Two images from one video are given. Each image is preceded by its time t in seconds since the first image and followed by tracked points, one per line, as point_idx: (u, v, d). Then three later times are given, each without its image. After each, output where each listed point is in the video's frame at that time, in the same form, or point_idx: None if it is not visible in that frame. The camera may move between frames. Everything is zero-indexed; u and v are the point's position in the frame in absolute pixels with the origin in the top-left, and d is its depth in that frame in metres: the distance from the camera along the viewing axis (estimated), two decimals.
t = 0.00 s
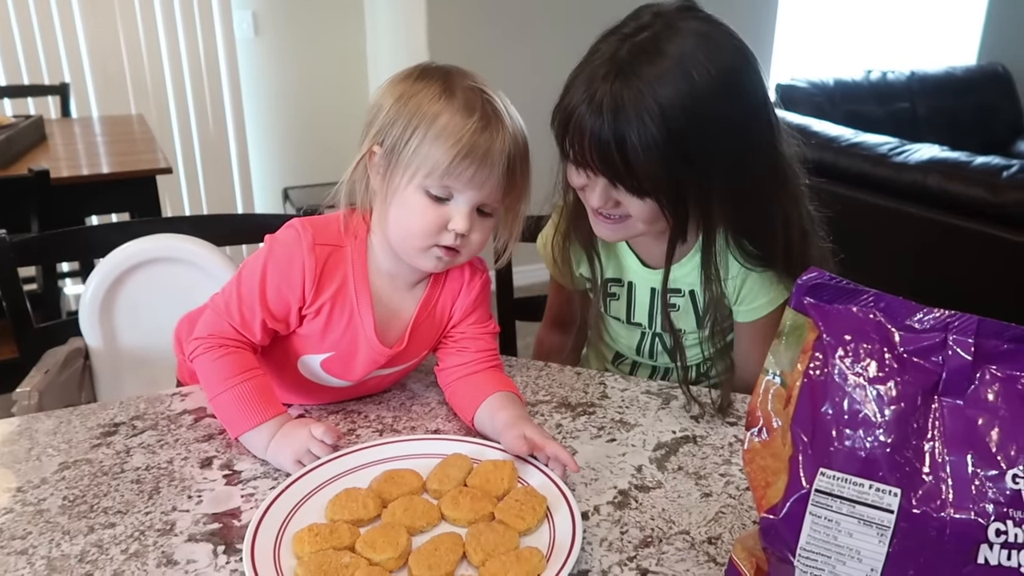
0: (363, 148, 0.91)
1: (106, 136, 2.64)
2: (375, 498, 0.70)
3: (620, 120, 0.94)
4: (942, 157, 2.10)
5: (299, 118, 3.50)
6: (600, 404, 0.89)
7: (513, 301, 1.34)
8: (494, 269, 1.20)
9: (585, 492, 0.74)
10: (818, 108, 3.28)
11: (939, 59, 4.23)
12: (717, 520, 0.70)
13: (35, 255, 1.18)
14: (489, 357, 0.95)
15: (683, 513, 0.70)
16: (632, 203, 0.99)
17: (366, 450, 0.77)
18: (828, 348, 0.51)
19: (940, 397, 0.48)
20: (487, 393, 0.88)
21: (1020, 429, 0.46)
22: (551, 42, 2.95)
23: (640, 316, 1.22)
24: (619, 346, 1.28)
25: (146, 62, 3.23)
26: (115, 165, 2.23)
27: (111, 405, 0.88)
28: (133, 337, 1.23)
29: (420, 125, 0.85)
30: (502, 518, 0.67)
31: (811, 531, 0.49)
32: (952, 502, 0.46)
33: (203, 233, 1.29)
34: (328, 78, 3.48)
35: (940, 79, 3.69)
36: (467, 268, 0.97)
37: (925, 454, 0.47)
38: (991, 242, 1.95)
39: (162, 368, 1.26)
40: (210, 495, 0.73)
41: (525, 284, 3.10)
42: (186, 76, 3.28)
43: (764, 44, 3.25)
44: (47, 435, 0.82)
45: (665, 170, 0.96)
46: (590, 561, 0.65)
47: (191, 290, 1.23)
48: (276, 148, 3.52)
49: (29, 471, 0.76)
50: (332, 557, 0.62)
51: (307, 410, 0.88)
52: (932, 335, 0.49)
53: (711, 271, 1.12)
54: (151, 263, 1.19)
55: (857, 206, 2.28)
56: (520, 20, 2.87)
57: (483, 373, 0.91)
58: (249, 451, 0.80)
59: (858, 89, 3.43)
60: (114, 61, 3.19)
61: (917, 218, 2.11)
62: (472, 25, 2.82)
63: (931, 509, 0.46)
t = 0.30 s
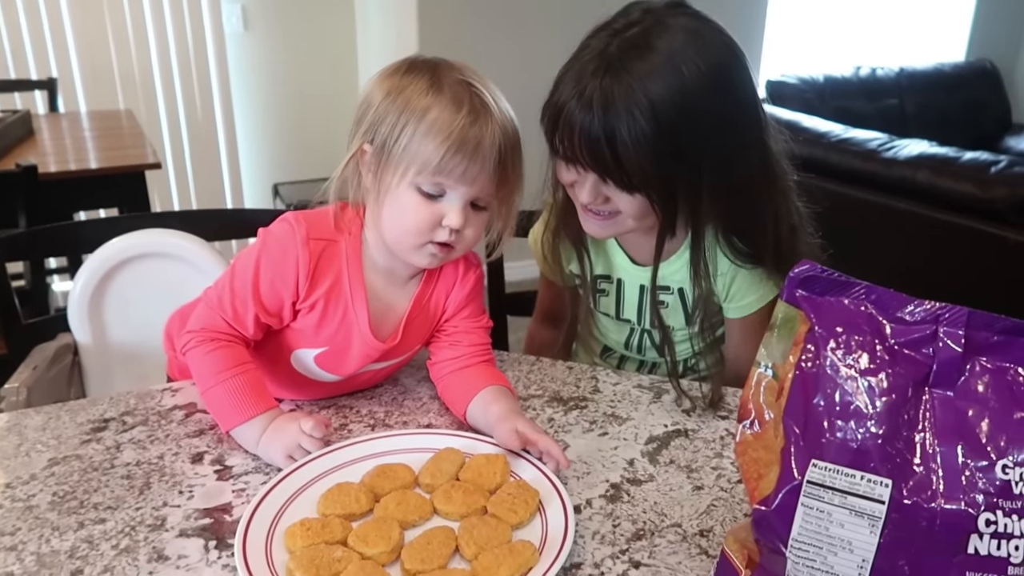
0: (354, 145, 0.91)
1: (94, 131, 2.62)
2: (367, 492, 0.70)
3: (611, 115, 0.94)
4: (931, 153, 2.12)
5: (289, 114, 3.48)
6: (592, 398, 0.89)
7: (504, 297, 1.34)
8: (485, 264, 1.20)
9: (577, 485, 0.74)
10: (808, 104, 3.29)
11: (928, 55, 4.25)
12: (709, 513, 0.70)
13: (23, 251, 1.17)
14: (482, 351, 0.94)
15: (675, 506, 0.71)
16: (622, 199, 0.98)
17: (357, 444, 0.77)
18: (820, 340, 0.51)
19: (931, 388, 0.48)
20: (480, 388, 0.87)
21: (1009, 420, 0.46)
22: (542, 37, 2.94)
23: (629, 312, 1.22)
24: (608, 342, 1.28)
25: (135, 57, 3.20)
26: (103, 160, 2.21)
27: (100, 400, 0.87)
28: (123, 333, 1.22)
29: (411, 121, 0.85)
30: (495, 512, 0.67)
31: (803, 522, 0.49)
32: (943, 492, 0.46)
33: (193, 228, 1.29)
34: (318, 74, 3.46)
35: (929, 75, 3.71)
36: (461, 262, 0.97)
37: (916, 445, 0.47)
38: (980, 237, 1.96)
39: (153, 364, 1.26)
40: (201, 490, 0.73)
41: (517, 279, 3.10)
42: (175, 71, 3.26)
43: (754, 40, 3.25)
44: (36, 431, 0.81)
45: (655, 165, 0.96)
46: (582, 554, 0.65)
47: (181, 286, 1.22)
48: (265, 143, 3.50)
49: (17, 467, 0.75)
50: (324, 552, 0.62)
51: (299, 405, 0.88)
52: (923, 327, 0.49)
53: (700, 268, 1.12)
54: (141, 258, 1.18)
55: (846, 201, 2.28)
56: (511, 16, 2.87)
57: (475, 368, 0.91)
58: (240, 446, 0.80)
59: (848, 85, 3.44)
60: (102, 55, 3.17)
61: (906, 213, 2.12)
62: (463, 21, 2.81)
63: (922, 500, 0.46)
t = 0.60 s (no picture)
0: (346, 124, 0.89)
1: (77, 115, 2.58)
2: (360, 474, 0.69)
3: (608, 81, 0.93)
4: (920, 137, 2.12)
5: (275, 99, 3.44)
6: (585, 379, 0.89)
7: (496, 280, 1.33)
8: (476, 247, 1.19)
9: (571, 466, 0.73)
10: (797, 90, 3.29)
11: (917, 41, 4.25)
12: (704, 493, 0.69)
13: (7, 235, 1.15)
14: (475, 333, 0.94)
15: (670, 486, 0.70)
16: (614, 168, 0.97)
17: (349, 426, 0.76)
18: (819, 316, 0.51)
19: (929, 364, 0.48)
20: (474, 369, 0.87)
21: (1008, 395, 0.46)
22: (531, 21, 2.92)
23: (614, 298, 1.21)
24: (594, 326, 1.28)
25: (118, 40, 3.16)
26: (87, 144, 2.18)
27: (87, 384, 0.86)
28: (111, 317, 1.20)
29: (407, 101, 0.83)
30: (489, 492, 0.67)
31: (802, 498, 0.49)
32: (942, 468, 0.46)
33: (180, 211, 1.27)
34: (305, 59, 3.41)
35: (918, 60, 3.71)
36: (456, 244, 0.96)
37: (914, 421, 0.47)
38: (970, 221, 1.98)
39: (141, 349, 1.24)
40: (191, 472, 0.72)
41: (507, 265, 3.09)
42: (160, 54, 3.21)
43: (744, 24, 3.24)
44: (22, 415, 0.80)
45: (651, 132, 0.95)
46: (577, 534, 0.65)
47: (169, 269, 1.21)
48: (252, 128, 3.46)
49: (2, 451, 0.74)
50: (317, 533, 0.61)
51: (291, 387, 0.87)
52: (922, 303, 0.49)
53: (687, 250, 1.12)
54: (127, 241, 1.17)
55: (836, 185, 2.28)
56: None
57: (469, 349, 0.90)
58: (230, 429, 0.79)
59: (837, 70, 3.44)
60: (85, 38, 3.12)
61: (896, 197, 2.13)
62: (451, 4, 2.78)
63: (921, 476, 0.46)
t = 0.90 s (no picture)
0: (331, 138, 0.87)
1: (74, 106, 2.57)
2: (364, 465, 0.69)
3: (642, 31, 1.00)
4: (920, 129, 2.12)
5: (274, 89, 3.43)
6: (588, 369, 0.89)
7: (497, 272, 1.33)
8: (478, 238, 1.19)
9: (575, 457, 0.74)
10: (796, 81, 3.28)
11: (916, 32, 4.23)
12: (706, 484, 0.70)
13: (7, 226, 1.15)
14: (473, 325, 0.94)
15: (673, 477, 0.71)
16: (645, 120, 1.05)
17: (352, 417, 0.76)
18: (824, 308, 0.51)
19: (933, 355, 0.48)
20: (474, 359, 0.87)
21: (1012, 386, 0.46)
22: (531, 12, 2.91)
23: (622, 286, 1.21)
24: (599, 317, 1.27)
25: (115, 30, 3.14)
26: (85, 135, 2.17)
27: (89, 375, 0.86)
28: (112, 309, 1.20)
29: (398, 111, 0.82)
30: (493, 483, 0.67)
31: (807, 489, 0.49)
32: (946, 459, 0.46)
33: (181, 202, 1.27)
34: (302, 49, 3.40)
35: (917, 52, 3.70)
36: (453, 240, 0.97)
37: (919, 412, 0.47)
38: (969, 211, 1.97)
39: (142, 341, 1.24)
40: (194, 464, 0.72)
41: (507, 257, 3.09)
42: (157, 44, 3.19)
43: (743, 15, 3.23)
44: (24, 407, 0.80)
45: (681, 77, 1.03)
46: (581, 525, 0.65)
47: (169, 261, 1.21)
48: (250, 119, 3.45)
49: (6, 443, 0.74)
50: (322, 524, 0.62)
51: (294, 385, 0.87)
52: (925, 295, 0.49)
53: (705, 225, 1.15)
54: (127, 232, 1.17)
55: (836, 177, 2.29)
56: None
57: (469, 340, 0.91)
58: (232, 421, 0.79)
59: (836, 62, 3.44)
60: (82, 28, 3.11)
61: (895, 189, 2.13)
62: None
63: (925, 467, 0.46)
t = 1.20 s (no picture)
0: (293, 202, 0.80)
1: (82, 95, 2.57)
2: (373, 454, 0.70)
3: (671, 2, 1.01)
4: (929, 120, 2.11)
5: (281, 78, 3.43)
6: (596, 360, 0.90)
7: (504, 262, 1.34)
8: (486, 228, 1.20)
9: (582, 447, 0.74)
10: (804, 71, 3.27)
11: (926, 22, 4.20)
12: (713, 474, 0.70)
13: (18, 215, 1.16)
14: (484, 313, 0.94)
15: (680, 467, 0.71)
16: (677, 87, 1.07)
17: (362, 406, 0.77)
18: (832, 300, 0.51)
19: (940, 347, 0.48)
20: (497, 346, 0.88)
21: (1019, 378, 0.46)
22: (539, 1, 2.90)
23: (638, 275, 1.21)
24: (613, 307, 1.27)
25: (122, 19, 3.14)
26: (93, 125, 2.17)
27: (101, 363, 0.87)
28: (122, 298, 1.21)
29: (355, 146, 0.75)
30: (501, 472, 0.68)
31: (813, 479, 0.50)
32: (952, 451, 0.46)
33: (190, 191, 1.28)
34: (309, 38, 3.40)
35: (926, 42, 3.68)
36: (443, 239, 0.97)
37: (925, 404, 0.48)
38: (977, 203, 1.97)
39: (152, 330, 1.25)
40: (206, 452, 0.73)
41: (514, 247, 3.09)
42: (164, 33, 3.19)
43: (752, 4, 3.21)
44: (37, 394, 0.81)
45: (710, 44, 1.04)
46: (588, 514, 0.65)
47: (180, 250, 1.22)
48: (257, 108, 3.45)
49: (20, 429, 0.75)
50: (333, 512, 0.62)
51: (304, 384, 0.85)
52: (933, 287, 0.49)
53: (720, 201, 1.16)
54: (138, 222, 1.18)
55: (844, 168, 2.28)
56: None
57: (486, 329, 0.91)
58: (243, 409, 0.80)
59: (845, 52, 3.42)
60: (89, 16, 3.10)
61: (903, 180, 2.12)
62: None
63: (931, 459, 0.46)
